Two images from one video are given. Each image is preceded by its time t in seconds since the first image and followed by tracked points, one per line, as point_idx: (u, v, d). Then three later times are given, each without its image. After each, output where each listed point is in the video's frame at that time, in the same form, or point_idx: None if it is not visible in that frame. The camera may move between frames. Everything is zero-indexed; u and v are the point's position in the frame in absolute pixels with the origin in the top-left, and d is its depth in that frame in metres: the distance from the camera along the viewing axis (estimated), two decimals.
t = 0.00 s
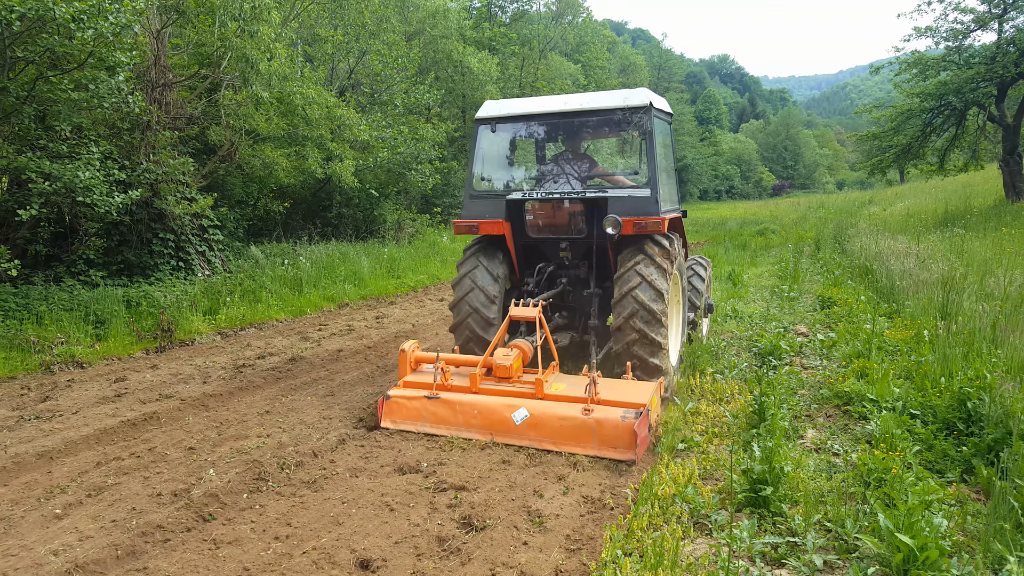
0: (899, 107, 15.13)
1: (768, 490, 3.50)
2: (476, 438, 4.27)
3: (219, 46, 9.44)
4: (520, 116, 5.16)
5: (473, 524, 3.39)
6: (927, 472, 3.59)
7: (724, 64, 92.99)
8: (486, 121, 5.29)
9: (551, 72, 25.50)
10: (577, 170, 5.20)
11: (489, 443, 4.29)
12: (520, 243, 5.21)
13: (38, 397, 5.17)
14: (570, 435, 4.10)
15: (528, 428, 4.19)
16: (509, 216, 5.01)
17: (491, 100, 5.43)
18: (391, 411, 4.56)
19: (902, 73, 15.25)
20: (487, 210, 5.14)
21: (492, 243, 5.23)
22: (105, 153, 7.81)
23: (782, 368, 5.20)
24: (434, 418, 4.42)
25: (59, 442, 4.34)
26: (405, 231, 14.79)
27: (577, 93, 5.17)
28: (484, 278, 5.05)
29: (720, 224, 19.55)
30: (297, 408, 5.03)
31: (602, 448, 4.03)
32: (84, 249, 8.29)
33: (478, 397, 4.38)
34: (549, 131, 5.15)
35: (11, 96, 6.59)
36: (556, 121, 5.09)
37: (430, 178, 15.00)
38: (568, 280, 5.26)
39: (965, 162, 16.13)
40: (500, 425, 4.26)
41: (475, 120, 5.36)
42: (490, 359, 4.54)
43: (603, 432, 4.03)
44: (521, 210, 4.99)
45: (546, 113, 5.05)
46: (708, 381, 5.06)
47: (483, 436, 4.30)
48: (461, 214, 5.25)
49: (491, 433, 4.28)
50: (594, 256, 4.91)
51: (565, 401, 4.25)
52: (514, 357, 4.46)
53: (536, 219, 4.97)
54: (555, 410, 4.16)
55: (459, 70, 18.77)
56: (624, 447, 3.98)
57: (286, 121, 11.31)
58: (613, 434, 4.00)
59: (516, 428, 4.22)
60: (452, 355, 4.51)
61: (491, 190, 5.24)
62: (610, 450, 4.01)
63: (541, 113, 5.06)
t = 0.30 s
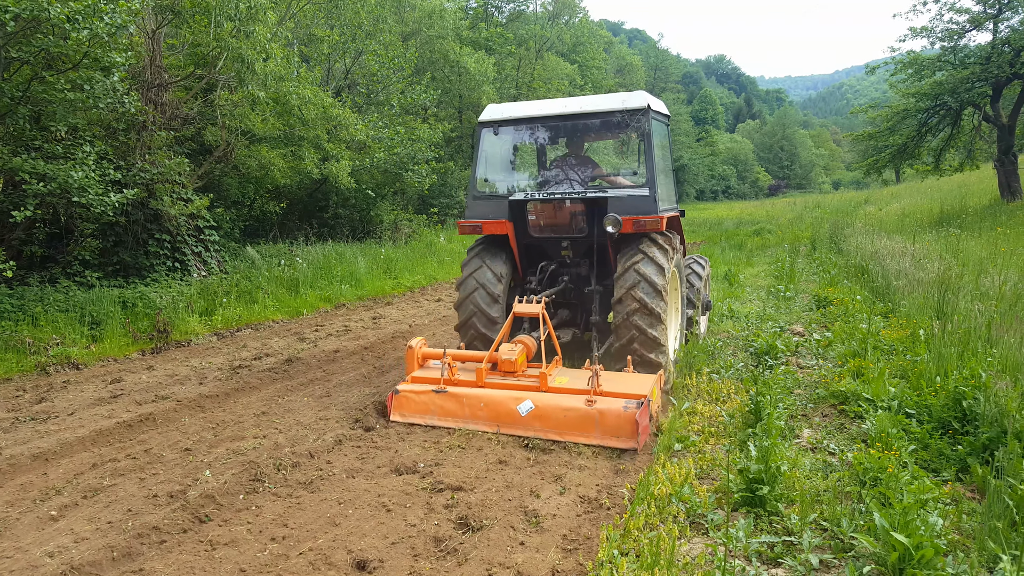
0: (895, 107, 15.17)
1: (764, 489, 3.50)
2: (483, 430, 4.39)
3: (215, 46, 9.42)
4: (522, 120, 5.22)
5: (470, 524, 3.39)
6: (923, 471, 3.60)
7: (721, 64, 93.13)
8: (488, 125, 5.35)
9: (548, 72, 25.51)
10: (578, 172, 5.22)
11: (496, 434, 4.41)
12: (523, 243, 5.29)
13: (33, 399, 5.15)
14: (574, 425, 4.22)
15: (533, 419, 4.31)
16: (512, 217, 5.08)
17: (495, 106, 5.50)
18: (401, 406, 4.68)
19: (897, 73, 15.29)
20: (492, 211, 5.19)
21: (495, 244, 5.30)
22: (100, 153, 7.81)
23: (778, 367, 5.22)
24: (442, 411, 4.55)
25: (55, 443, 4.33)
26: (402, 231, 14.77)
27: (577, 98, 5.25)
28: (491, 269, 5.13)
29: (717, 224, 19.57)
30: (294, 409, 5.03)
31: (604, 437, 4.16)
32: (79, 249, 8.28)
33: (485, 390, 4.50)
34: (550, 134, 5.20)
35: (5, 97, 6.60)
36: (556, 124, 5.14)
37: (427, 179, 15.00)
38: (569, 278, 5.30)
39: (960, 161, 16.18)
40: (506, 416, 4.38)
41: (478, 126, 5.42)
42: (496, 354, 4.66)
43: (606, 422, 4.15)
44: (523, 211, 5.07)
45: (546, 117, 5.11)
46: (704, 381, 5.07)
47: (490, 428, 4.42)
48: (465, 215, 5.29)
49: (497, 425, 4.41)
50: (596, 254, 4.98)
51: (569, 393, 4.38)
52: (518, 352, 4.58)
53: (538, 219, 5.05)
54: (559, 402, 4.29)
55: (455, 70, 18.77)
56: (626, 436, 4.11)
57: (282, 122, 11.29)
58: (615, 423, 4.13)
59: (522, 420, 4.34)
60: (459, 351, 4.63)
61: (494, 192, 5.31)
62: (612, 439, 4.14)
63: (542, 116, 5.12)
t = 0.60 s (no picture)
0: (891, 107, 15.20)
1: (760, 489, 3.50)
2: (489, 422, 4.47)
3: (211, 46, 9.42)
4: (525, 122, 5.23)
5: (467, 524, 3.39)
6: (919, 471, 3.60)
7: (718, 65, 93.29)
8: (493, 127, 5.36)
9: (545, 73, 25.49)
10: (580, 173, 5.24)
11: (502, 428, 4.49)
12: (526, 242, 5.33)
13: (29, 399, 5.14)
14: (578, 419, 4.32)
15: (539, 413, 4.41)
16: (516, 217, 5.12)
17: (497, 109, 5.52)
18: (409, 400, 4.77)
19: (894, 74, 15.33)
20: (495, 211, 5.23)
21: (500, 243, 5.33)
22: (97, 153, 7.78)
23: (774, 367, 5.23)
24: (449, 406, 4.64)
25: (50, 444, 4.31)
26: (399, 231, 14.76)
27: (578, 100, 5.26)
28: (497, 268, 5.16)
29: (714, 224, 19.58)
30: (290, 409, 5.02)
31: (608, 430, 4.26)
32: (75, 249, 8.26)
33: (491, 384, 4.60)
34: (553, 136, 5.21)
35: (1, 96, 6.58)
36: (558, 127, 5.15)
37: (424, 179, 14.99)
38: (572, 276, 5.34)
39: (956, 162, 16.22)
40: (512, 410, 4.48)
41: (481, 128, 5.43)
42: (501, 351, 4.76)
43: (609, 415, 4.26)
44: (527, 210, 5.11)
45: (548, 119, 5.12)
46: (701, 381, 5.07)
47: (496, 422, 4.51)
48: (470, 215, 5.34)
49: (503, 419, 4.50)
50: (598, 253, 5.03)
51: (573, 387, 4.48)
52: (523, 348, 4.68)
53: (541, 219, 5.09)
54: (564, 396, 4.39)
55: (453, 70, 18.78)
56: (629, 429, 4.21)
57: (279, 121, 11.27)
58: (618, 417, 4.23)
59: (527, 413, 4.43)
60: (465, 347, 4.72)
61: (498, 193, 5.33)
62: (615, 432, 4.24)
63: (544, 118, 5.13)
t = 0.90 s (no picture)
0: (889, 106, 15.21)
1: (758, 489, 3.50)
2: (495, 415, 4.57)
3: (209, 45, 9.42)
4: (528, 124, 5.25)
5: (465, 524, 3.39)
6: (918, 470, 3.59)
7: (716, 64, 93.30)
8: (496, 128, 5.38)
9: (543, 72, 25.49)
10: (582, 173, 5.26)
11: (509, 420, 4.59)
12: (530, 241, 5.33)
13: (26, 399, 5.13)
14: (582, 411, 4.42)
15: (544, 406, 4.50)
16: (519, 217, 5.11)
17: (502, 110, 5.53)
18: (418, 394, 4.86)
19: (891, 73, 15.33)
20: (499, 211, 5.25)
21: (503, 241, 5.33)
22: (94, 153, 7.78)
23: (772, 366, 5.23)
24: (456, 399, 4.73)
25: (48, 444, 4.30)
26: (397, 230, 14.75)
27: (579, 101, 5.27)
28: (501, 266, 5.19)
29: (712, 224, 19.59)
30: (288, 409, 5.02)
31: (611, 422, 4.35)
32: (73, 248, 8.25)
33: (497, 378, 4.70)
34: (555, 137, 5.23)
35: None
36: (561, 128, 5.17)
37: (422, 178, 14.98)
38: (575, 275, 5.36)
39: (954, 161, 16.24)
40: (518, 403, 4.57)
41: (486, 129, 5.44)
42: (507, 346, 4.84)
43: (612, 407, 4.35)
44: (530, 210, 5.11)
45: (551, 121, 5.14)
46: (699, 381, 5.06)
47: (503, 414, 4.61)
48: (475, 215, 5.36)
49: (509, 412, 4.60)
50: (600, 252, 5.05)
51: (577, 381, 4.58)
52: (528, 343, 4.76)
53: (544, 219, 5.06)
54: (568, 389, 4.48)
55: (451, 70, 18.78)
56: (631, 421, 4.30)
57: (277, 120, 11.26)
58: (621, 409, 4.32)
59: (533, 406, 4.53)
60: (472, 343, 4.81)
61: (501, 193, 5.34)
62: (618, 424, 4.33)
63: (546, 120, 5.15)
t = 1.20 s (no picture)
0: (887, 106, 15.23)
1: (757, 488, 3.51)
2: (503, 410, 4.63)
3: (206, 46, 9.42)
4: (530, 127, 5.27)
5: (464, 524, 3.38)
6: (916, 468, 3.60)
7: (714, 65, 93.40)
8: (499, 131, 5.39)
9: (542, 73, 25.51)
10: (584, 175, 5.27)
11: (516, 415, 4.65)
12: (533, 242, 5.34)
13: (25, 400, 5.13)
14: (588, 404, 4.47)
15: (550, 400, 4.56)
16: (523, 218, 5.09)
17: (504, 113, 5.55)
18: (427, 390, 4.91)
19: (889, 73, 15.34)
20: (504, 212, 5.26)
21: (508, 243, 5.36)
22: (92, 154, 7.78)
23: (771, 366, 5.23)
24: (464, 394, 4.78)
25: (46, 446, 4.30)
26: (395, 231, 14.75)
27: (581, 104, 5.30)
28: (506, 265, 5.22)
29: (710, 224, 19.61)
30: (288, 410, 5.02)
31: (615, 415, 4.41)
32: (71, 250, 8.24)
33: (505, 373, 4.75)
34: (557, 140, 5.25)
35: None
36: (563, 131, 5.19)
37: (421, 179, 14.98)
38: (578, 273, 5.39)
39: (951, 161, 16.26)
40: (525, 397, 4.63)
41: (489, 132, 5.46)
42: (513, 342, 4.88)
43: (617, 401, 4.41)
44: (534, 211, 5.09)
45: (554, 124, 5.16)
46: (699, 380, 5.06)
47: (510, 409, 4.67)
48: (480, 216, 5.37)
49: (516, 406, 4.65)
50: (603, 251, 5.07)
51: (582, 375, 4.63)
52: (534, 340, 4.79)
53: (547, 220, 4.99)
54: (574, 383, 4.54)
55: (449, 70, 18.79)
56: (636, 414, 4.36)
57: (275, 121, 11.26)
58: (625, 402, 4.38)
59: (540, 401, 4.59)
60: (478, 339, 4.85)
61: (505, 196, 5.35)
62: (623, 417, 4.39)
63: (549, 123, 5.18)
